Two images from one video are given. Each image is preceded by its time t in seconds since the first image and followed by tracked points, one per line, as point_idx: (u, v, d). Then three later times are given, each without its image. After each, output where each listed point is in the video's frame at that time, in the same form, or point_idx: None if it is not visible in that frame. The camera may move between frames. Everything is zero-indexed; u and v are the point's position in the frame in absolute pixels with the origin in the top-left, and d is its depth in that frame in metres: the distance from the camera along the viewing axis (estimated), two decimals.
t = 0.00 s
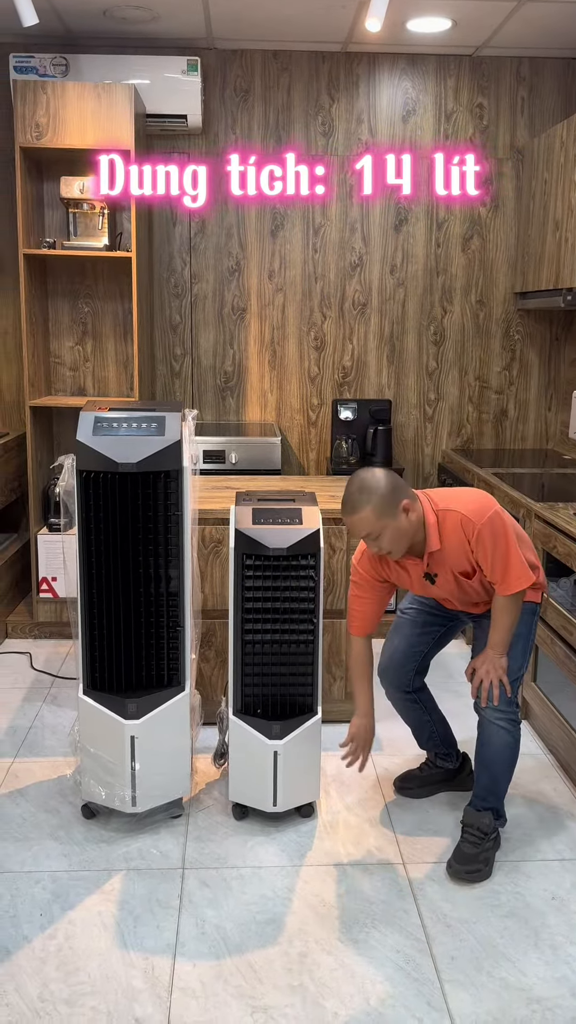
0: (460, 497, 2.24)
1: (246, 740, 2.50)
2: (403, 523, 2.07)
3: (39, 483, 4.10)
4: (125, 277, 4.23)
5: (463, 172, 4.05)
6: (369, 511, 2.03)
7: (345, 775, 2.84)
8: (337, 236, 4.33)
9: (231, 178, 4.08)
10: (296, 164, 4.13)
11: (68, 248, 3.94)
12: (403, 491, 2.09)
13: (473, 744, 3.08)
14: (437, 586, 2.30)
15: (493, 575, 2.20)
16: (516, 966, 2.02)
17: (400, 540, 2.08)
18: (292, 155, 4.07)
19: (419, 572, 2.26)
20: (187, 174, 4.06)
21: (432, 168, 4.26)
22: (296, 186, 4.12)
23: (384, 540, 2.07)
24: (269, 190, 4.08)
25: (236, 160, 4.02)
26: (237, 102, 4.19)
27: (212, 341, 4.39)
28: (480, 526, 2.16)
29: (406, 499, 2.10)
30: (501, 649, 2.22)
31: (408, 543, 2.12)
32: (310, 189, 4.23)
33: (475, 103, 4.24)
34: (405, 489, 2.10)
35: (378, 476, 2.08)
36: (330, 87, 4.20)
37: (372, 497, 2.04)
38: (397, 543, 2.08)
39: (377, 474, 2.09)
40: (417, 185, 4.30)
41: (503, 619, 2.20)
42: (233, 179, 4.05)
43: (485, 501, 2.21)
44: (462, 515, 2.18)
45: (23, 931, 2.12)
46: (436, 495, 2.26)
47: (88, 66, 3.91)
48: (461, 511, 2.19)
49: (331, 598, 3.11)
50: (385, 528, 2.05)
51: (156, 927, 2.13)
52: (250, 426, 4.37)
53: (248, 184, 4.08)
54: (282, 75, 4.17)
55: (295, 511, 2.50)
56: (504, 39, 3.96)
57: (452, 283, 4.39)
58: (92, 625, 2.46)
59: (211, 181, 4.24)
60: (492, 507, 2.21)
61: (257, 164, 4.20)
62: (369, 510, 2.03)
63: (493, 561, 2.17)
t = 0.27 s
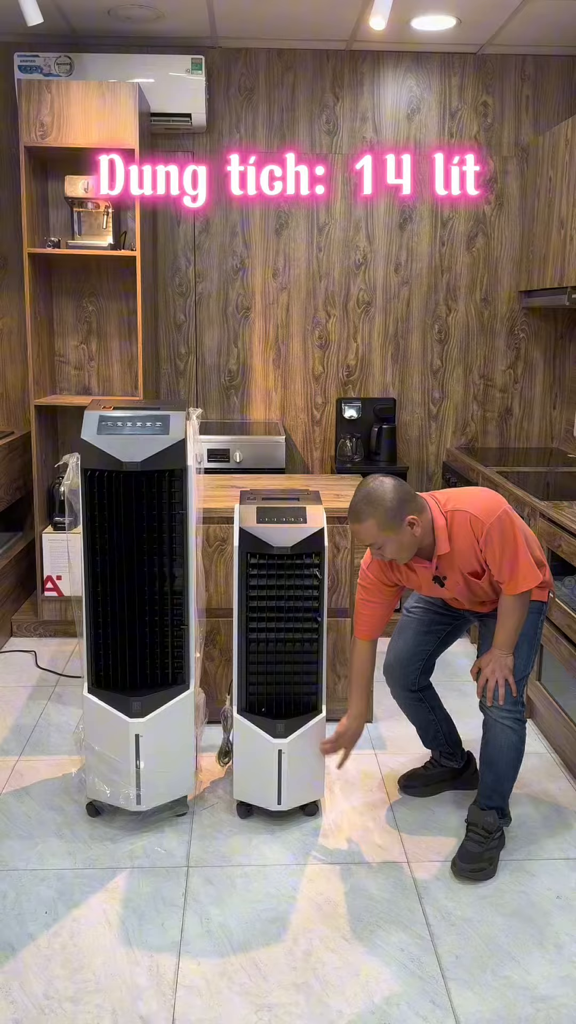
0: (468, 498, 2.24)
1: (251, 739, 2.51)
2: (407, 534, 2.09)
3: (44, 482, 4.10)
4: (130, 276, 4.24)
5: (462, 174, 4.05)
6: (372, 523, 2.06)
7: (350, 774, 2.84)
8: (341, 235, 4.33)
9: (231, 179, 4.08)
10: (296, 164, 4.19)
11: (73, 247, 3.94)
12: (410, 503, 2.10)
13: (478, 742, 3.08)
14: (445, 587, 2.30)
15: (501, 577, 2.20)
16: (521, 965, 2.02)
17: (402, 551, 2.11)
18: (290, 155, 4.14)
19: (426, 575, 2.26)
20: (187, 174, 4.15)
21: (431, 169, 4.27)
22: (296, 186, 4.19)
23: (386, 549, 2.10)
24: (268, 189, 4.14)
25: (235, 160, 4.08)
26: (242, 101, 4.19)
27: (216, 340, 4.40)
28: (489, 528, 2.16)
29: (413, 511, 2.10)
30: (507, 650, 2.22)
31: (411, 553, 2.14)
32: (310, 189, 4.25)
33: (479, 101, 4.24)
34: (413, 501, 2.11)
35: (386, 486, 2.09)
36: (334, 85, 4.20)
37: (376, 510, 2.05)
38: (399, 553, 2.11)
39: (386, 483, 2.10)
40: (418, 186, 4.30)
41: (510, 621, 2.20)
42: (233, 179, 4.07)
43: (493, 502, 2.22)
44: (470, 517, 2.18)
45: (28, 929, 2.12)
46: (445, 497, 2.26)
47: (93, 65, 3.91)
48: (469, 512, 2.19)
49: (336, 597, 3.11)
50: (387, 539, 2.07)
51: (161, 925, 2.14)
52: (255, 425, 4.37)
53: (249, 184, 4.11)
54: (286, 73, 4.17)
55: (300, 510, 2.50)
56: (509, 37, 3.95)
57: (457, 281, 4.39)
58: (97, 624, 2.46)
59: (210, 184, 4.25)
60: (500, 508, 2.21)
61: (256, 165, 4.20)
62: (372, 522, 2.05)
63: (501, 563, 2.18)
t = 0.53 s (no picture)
0: (477, 497, 2.24)
1: (256, 736, 2.51)
2: (417, 534, 2.09)
3: (50, 480, 4.11)
4: (135, 274, 4.24)
5: (462, 173, 4.03)
6: (382, 522, 2.06)
7: (355, 772, 2.85)
8: (346, 232, 4.32)
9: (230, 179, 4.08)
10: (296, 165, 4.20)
11: (78, 245, 3.94)
12: (421, 503, 2.09)
13: (483, 740, 3.08)
14: (453, 587, 2.30)
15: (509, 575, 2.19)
16: (526, 962, 2.01)
17: (411, 550, 2.10)
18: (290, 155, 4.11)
19: (434, 574, 2.26)
20: (187, 174, 4.13)
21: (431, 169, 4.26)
22: (296, 187, 4.17)
23: (395, 547, 2.10)
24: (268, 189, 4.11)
25: (235, 160, 4.05)
26: (247, 98, 4.19)
27: (221, 337, 4.40)
28: (498, 525, 2.16)
29: (424, 511, 2.10)
30: (515, 648, 2.22)
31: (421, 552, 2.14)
32: (310, 189, 4.26)
33: (485, 98, 4.23)
34: (424, 501, 2.11)
35: (397, 485, 2.09)
36: (340, 82, 4.19)
37: (387, 509, 2.05)
38: (409, 553, 2.11)
39: (397, 483, 2.10)
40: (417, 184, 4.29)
41: (518, 619, 2.20)
42: (233, 178, 4.07)
43: (503, 500, 2.21)
44: (479, 515, 2.18)
45: (34, 925, 2.13)
46: (454, 495, 2.26)
47: (98, 62, 3.91)
48: (479, 510, 2.19)
49: (341, 595, 3.11)
50: (397, 538, 2.07)
51: (166, 922, 2.14)
52: (260, 423, 4.37)
53: (248, 184, 4.10)
54: (291, 70, 4.17)
55: (305, 507, 2.50)
56: (515, 34, 3.94)
57: (462, 278, 4.38)
58: (103, 621, 2.47)
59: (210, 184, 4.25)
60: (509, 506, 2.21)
61: (256, 164, 4.19)
62: (383, 521, 2.05)
63: (510, 561, 2.17)
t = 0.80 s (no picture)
0: (484, 493, 2.24)
1: (262, 732, 2.51)
2: (424, 531, 2.09)
3: (57, 476, 4.12)
4: (141, 270, 4.24)
5: (462, 173, 4.14)
6: (390, 518, 2.06)
7: (361, 768, 2.85)
8: (353, 228, 4.32)
9: (231, 179, 4.15)
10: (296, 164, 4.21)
11: (85, 241, 3.95)
12: (428, 500, 2.09)
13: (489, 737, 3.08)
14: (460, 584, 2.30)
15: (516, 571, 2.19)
16: (533, 959, 2.01)
17: (418, 547, 2.10)
18: (291, 155, 4.14)
19: (441, 572, 2.26)
20: (187, 174, 4.13)
21: (433, 167, 4.24)
22: (297, 187, 4.22)
23: (402, 544, 2.10)
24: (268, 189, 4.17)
25: (234, 160, 4.11)
26: (253, 94, 4.18)
27: (227, 334, 4.39)
28: (506, 521, 2.16)
29: (431, 508, 2.10)
30: (521, 644, 2.22)
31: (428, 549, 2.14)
32: (310, 190, 4.26)
33: (492, 93, 4.21)
34: (431, 498, 2.11)
35: (405, 482, 2.09)
36: (346, 78, 4.18)
37: (394, 505, 2.05)
38: (415, 550, 2.11)
39: (404, 480, 2.10)
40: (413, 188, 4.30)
41: (525, 615, 2.19)
42: (232, 179, 4.14)
43: (510, 496, 2.21)
44: (487, 510, 2.18)
45: (41, 920, 2.14)
46: (461, 492, 2.26)
47: (105, 58, 3.91)
48: (486, 506, 2.19)
49: (347, 591, 3.11)
50: (404, 535, 2.07)
51: (173, 917, 2.15)
52: (266, 419, 4.37)
53: (248, 184, 4.16)
54: (298, 66, 4.16)
55: (311, 504, 2.50)
56: (522, 28, 3.93)
57: (469, 274, 4.37)
58: (110, 617, 2.47)
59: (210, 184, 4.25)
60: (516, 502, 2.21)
61: (257, 164, 4.19)
62: (390, 518, 2.05)
63: (518, 557, 2.17)
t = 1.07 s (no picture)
0: (492, 488, 2.23)
1: (270, 726, 2.51)
2: (429, 526, 2.08)
3: (65, 471, 4.12)
4: (149, 265, 4.24)
5: (462, 173, 4.18)
6: (394, 512, 2.05)
7: (369, 763, 2.85)
8: (361, 222, 4.30)
9: (230, 178, 4.19)
10: (296, 164, 4.22)
11: (92, 236, 3.94)
12: (434, 495, 2.09)
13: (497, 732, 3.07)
14: (467, 580, 2.29)
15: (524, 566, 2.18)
16: (542, 954, 2.01)
17: (423, 542, 2.10)
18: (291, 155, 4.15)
19: (448, 566, 2.25)
20: (187, 174, 4.15)
21: (440, 162, 4.23)
22: (297, 188, 4.23)
23: (407, 539, 2.09)
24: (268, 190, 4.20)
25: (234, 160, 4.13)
26: (261, 88, 4.17)
27: (234, 328, 4.39)
28: (513, 516, 2.15)
29: (436, 503, 2.09)
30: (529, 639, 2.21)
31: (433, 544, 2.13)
32: (311, 189, 4.26)
33: (501, 86, 4.19)
34: (437, 493, 2.10)
35: (411, 476, 2.08)
36: (354, 71, 4.17)
37: (399, 499, 2.05)
38: (420, 545, 2.10)
39: (410, 474, 2.09)
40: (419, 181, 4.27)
41: (533, 609, 2.19)
42: (232, 179, 4.17)
43: (518, 491, 2.20)
44: (494, 505, 2.17)
45: (50, 913, 2.15)
46: (468, 487, 2.25)
47: (112, 52, 3.90)
48: (493, 501, 2.18)
49: (355, 586, 3.11)
50: (408, 530, 2.07)
51: (181, 911, 2.15)
52: (273, 414, 4.37)
53: (248, 183, 4.18)
54: (306, 60, 4.14)
55: (319, 499, 2.50)
56: (531, 20, 3.91)
57: (477, 268, 4.35)
58: (118, 611, 2.47)
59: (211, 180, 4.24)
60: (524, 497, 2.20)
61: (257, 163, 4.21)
62: (395, 512, 2.05)
63: (526, 551, 2.16)
